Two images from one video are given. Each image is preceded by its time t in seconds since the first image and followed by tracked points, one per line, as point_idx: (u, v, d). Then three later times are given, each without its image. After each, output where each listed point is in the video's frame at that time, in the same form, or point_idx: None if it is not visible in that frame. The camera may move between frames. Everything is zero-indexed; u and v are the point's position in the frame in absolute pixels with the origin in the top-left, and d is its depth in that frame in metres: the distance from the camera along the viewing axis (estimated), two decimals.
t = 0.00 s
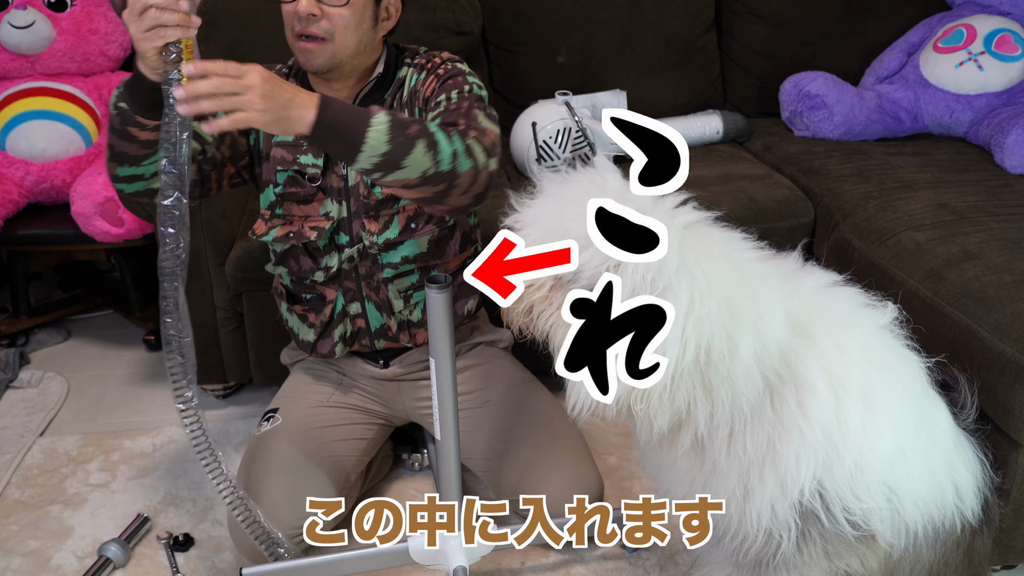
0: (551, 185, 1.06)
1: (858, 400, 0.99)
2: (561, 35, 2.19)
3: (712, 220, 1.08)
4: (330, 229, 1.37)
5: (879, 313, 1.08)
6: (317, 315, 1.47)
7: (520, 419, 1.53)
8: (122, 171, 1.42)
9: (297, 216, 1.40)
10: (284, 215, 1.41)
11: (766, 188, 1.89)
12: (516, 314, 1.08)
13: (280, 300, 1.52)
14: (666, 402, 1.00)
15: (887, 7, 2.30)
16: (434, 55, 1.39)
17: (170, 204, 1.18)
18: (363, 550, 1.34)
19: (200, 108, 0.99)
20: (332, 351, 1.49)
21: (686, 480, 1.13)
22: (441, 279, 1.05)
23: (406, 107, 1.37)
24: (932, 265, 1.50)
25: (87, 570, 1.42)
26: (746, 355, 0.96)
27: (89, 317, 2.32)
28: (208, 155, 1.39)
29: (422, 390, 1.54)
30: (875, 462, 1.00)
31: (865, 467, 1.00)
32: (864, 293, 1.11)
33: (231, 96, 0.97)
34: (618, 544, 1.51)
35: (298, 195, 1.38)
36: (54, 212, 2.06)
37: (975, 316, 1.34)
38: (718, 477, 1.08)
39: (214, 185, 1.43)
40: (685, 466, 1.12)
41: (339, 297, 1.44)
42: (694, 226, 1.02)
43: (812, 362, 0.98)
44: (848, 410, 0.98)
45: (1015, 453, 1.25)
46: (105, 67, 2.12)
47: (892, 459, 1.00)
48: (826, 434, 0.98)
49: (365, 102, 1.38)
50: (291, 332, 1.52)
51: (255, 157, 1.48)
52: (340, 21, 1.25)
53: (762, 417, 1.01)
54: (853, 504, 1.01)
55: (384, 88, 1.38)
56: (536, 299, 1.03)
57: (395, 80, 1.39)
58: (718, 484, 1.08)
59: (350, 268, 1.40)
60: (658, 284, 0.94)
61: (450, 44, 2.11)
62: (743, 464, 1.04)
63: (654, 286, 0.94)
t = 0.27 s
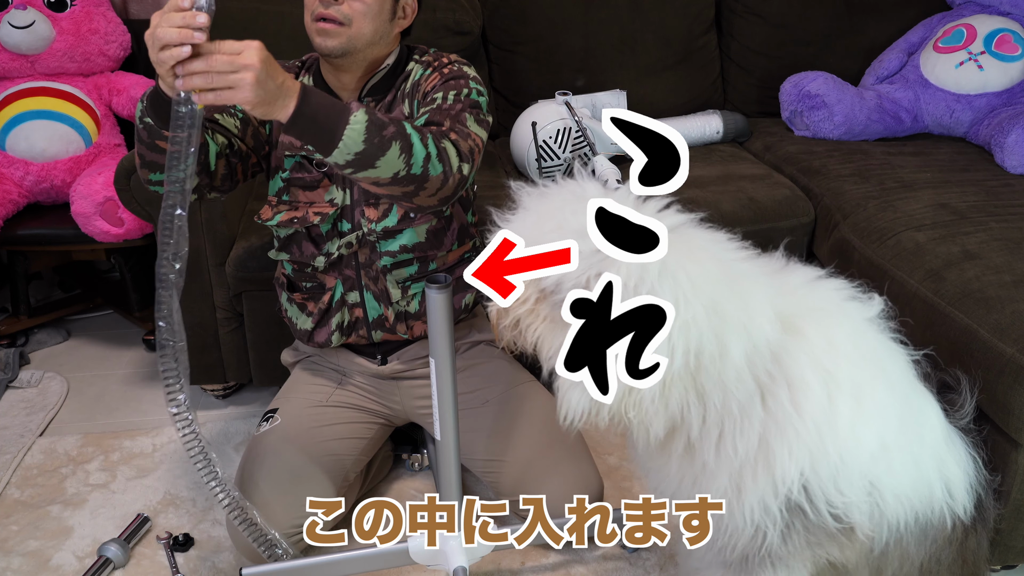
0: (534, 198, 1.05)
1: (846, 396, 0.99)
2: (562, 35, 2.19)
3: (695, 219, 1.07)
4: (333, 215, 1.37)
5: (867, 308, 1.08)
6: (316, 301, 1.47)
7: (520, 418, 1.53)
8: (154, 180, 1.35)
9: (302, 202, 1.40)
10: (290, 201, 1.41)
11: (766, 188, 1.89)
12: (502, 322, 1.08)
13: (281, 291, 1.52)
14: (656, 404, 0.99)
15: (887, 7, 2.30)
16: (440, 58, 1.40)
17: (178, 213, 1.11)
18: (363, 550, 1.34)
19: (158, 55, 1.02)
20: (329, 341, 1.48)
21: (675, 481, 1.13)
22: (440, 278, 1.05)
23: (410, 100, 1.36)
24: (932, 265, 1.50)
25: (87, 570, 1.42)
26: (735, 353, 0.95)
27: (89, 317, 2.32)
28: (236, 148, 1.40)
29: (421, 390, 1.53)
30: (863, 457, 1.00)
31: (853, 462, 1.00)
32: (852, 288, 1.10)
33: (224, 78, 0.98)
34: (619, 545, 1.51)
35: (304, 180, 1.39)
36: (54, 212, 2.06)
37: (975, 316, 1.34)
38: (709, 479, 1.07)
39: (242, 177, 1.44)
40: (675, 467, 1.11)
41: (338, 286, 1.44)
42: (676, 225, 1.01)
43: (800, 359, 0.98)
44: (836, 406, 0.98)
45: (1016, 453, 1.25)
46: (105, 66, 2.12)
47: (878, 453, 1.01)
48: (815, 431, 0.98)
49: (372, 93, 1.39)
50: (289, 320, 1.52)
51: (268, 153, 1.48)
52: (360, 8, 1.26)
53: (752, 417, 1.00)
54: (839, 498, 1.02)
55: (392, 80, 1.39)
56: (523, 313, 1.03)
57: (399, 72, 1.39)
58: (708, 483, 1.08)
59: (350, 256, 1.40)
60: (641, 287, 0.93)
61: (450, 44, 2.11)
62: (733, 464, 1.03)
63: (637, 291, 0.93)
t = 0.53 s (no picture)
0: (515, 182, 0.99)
1: (793, 404, 0.94)
2: (562, 35, 2.19)
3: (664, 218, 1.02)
4: (337, 211, 1.38)
5: (836, 311, 1.02)
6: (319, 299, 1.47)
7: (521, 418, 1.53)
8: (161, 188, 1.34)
9: (305, 199, 1.41)
10: (293, 198, 1.42)
11: (767, 188, 1.89)
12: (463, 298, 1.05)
13: (283, 291, 1.52)
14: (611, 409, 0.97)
15: (887, 7, 2.30)
16: (443, 53, 1.40)
17: (154, 233, 1.04)
18: (364, 550, 1.34)
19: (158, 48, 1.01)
20: (332, 338, 1.48)
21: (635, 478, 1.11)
22: (441, 279, 1.06)
23: (413, 95, 1.37)
24: (932, 265, 1.50)
25: (87, 570, 1.42)
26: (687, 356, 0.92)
27: (89, 317, 2.32)
28: (240, 151, 1.40)
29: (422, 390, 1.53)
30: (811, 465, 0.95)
31: (804, 468, 0.96)
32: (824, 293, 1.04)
33: (249, 40, 0.94)
34: (619, 545, 1.51)
35: (307, 177, 1.39)
36: (54, 212, 2.06)
37: (975, 316, 1.34)
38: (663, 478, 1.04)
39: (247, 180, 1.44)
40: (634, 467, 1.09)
41: (341, 282, 1.44)
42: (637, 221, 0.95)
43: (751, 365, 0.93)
44: (786, 414, 0.93)
45: (1016, 453, 1.25)
46: (105, 66, 2.12)
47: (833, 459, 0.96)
48: (759, 435, 0.94)
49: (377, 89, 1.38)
50: (291, 319, 1.51)
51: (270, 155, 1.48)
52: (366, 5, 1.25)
53: (704, 420, 0.96)
54: (790, 500, 0.98)
55: (396, 76, 1.39)
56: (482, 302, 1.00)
57: (400, 67, 1.39)
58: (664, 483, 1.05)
59: (353, 251, 1.40)
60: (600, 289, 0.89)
61: (450, 44, 2.11)
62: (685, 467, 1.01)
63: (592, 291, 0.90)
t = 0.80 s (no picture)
0: (479, 168, 1.01)
1: (737, 381, 0.99)
2: (562, 35, 2.19)
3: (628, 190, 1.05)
4: (337, 211, 1.38)
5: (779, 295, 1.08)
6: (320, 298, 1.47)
7: (521, 418, 1.52)
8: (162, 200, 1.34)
9: (305, 199, 1.41)
10: (292, 199, 1.41)
11: (767, 188, 1.89)
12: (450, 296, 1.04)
13: (285, 290, 1.52)
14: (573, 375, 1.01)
15: (887, 7, 2.30)
16: (444, 56, 1.40)
17: (148, 245, 1.07)
18: (363, 550, 1.34)
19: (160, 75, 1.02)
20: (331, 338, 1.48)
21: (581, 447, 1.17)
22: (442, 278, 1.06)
23: (414, 97, 1.36)
24: (932, 265, 1.50)
25: (87, 570, 1.42)
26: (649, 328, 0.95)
27: (90, 317, 2.32)
28: (241, 156, 1.40)
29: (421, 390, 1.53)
30: (746, 438, 1.01)
31: (739, 441, 1.02)
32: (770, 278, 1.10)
33: (250, 53, 0.95)
34: (619, 545, 1.51)
35: (308, 177, 1.39)
36: (54, 212, 2.06)
37: (975, 316, 1.34)
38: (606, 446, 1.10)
39: (250, 184, 1.44)
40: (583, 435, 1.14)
41: (341, 282, 1.44)
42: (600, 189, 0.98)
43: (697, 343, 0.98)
44: (725, 390, 0.99)
45: (1016, 453, 1.26)
46: (105, 66, 2.12)
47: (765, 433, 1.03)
48: (699, 408, 1.00)
49: (377, 91, 1.37)
50: (291, 319, 1.51)
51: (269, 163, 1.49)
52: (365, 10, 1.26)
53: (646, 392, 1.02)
54: (725, 471, 1.04)
55: (397, 77, 1.38)
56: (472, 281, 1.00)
57: (400, 70, 1.38)
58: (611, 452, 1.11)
59: (353, 251, 1.40)
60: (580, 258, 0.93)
61: (450, 44, 2.11)
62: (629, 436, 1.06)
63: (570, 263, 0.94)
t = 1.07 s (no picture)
0: (469, 163, 1.01)
1: (734, 368, 1.00)
2: (562, 35, 2.19)
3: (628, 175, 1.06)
4: (336, 213, 1.38)
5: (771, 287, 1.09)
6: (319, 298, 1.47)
7: (520, 418, 1.53)
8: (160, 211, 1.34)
9: (304, 201, 1.41)
10: (292, 201, 1.41)
11: (767, 188, 1.90)
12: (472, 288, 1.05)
13: (284, 290, 1.52)
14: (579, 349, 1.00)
15: (887, 7, 2.30)
16: (446, 58, 1.40)
17: (143, 254, 1.08)
18: (363, 550, 1.34)
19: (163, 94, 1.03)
20: (330, 339, 1.48)
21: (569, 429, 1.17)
22: (441, 279, 1.06)
23: (415, 99, 1.36)
24: (932, 265, 1.50)
25: (87, 570, 1.42)
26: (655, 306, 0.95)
27: (89, 317, 2.32)
28: (236, 163, 1.40)
29: (421, 390, 1.53)
30: (737, 425, 1.02)
31: (729, 429, 1.03)
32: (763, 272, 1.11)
33: (249, 50, 0.96)
34: (619, 545, 1.51)
35: (308, 178, 1.39)
36: (54, 212, 2.06)
37: (975, 316, 1.34)
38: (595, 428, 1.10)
39: (249, 190, 1.46)
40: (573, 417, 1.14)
41: (340, 283, 1.44)
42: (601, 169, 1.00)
43: (697, 327, 0.98)
44: (719, 377, 0.99)
45: (1016, 453, 1.26)
46: (105, 66, 2.12)
47: (755, 423, 1.04)
48: (695, 393, 1.00)
49: (377, 92, 1.37)
50: (291, 320, 1.51)
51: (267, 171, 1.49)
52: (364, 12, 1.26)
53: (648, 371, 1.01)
54: (713, 458, 1.05)
55: (398, 78, 1.38)
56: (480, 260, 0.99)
57: (400, 71, 1.38)
58: (600, 436, 1.11)
59: (353, 253, 1.40)
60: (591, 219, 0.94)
61: (451, 43, 2.11)
62: (620, 417, 1.06)
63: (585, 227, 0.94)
